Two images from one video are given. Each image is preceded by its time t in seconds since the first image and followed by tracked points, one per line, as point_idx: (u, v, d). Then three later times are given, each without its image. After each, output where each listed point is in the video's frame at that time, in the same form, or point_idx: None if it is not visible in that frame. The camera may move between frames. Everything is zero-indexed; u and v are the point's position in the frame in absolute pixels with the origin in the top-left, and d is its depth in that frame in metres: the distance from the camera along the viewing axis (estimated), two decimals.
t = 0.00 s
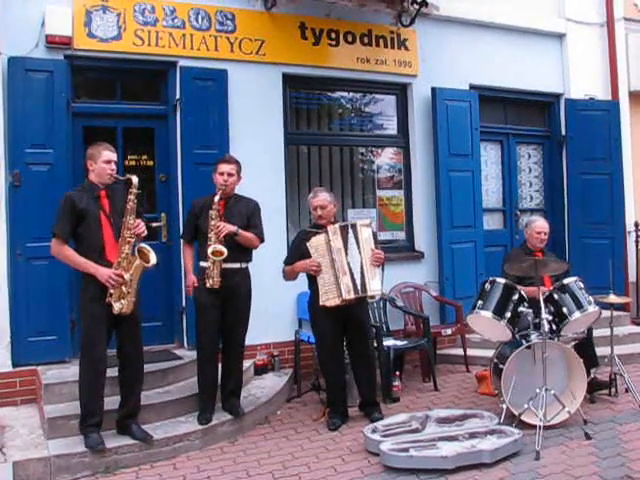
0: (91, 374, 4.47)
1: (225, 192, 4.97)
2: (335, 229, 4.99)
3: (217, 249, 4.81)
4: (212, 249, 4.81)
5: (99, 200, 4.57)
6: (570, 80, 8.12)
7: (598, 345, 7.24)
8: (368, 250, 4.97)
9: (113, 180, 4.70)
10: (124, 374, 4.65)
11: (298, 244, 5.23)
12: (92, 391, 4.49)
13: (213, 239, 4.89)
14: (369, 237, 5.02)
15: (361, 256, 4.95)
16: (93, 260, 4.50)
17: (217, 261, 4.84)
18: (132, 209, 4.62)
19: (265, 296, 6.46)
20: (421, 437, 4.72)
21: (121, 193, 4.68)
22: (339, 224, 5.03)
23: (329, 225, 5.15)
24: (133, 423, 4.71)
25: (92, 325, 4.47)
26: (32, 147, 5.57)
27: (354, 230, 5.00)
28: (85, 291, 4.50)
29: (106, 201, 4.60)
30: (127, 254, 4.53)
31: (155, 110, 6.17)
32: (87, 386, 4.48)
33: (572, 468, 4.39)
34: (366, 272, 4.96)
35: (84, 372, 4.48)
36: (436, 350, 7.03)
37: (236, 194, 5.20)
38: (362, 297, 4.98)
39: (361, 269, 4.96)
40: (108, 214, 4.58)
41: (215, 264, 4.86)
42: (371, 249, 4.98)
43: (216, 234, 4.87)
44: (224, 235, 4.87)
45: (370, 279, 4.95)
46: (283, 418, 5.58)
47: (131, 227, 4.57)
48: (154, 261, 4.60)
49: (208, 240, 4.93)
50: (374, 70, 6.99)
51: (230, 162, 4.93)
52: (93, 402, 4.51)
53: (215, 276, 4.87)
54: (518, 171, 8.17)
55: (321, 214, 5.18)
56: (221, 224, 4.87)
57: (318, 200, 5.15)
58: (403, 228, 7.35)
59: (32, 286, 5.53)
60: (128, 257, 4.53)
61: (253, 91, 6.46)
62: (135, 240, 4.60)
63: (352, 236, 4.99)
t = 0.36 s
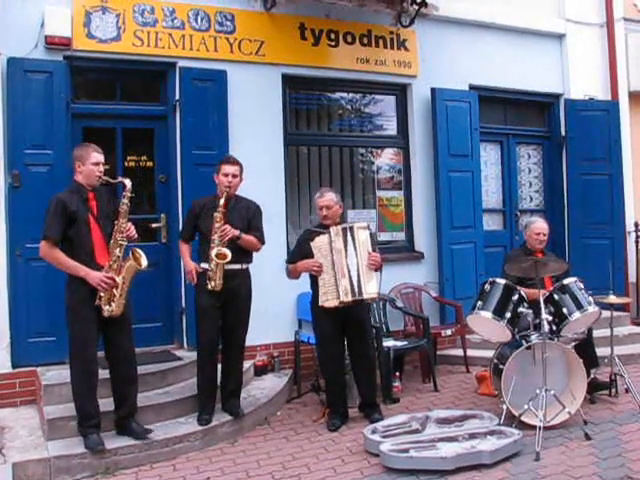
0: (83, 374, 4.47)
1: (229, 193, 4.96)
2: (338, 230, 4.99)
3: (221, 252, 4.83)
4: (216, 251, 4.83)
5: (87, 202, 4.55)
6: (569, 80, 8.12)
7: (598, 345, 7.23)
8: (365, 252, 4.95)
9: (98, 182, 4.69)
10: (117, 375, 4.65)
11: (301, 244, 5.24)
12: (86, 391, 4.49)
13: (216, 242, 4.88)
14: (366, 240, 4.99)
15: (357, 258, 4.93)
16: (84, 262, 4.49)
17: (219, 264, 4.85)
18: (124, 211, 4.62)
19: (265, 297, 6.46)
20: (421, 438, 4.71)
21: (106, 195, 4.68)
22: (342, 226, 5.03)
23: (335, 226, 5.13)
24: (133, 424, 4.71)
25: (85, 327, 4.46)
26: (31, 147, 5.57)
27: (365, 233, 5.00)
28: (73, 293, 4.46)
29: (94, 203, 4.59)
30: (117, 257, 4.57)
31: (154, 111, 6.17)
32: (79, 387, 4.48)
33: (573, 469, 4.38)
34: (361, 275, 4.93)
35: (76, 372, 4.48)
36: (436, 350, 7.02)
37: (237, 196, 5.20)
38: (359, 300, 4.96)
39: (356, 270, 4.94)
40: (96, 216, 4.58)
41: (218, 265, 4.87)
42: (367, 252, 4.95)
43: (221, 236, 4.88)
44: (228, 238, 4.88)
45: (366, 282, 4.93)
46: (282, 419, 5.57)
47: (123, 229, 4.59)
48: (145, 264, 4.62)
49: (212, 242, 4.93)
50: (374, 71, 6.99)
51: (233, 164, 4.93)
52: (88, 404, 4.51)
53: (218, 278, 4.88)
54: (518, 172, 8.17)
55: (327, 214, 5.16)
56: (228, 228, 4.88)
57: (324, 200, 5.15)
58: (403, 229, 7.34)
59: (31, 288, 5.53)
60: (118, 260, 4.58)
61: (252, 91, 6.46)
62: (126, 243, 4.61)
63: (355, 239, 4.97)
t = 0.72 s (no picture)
0: (82, 373, 4.48)
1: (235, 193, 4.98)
2: (348, 229, 4.98)
3: (232, 253, 4.84)
4: (227, 253, 4.84)
5: (83, 201, 4.55)
6: (570, 78, 8.12)
7: (599, 344, 7.23)
8: (374, 256, 4.93)
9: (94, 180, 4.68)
10: (115, 374, 4.66)
11: (311, 238, 5.27)
12: (85, 390, 4.49)
13: (225, 242, 4.92)
14: (378, 244, 4.97)
15: (365, 260, 4.91)
16: (80, 261, 4.48)
17: (227, 265, 4.86)
18: (121, 209, 4.61)
19: (266, 295, 6.46)
20: (421, 436, 4.71)
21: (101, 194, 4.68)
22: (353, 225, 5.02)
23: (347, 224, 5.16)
24: (136, 421, 4.72)
25: (84, 326, 4.47)
26: (32, 145, 5.57)
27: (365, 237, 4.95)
28: (70, 292, 4.46)
29: (89, 201, 4.59)
30: (114, 255, 4.56)
31: (155, 109, 6.16)
32: (78, 386, 4.48)
33: (573, 467, 4.38)
34: (365, 278, 4.91)
35: (74, 371, 4.48)
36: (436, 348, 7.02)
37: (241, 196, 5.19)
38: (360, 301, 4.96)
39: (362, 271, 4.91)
40: (92, 214, 4.57)
41: (225, 268, 4.88)
42: (375, 256, 4.93)
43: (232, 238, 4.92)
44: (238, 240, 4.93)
45: (369, 287, 4.90)
46: (283, 417, 5.57)
47: (120, 227, 4.59)
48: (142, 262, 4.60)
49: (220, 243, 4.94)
50: (375, 69, 6.99)
51: (240, 164, 4.93)
52: (89, 402, 4.51)
53: (221, 278, 4.88)
54: (519, 170, 8.16)
55: (339, 211, 5.17)
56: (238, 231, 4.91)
57: (338, 196, 5.16)
58: (403, 227, 7.34)
59: (31, 286, 5.53)
60: (115, 258, 4.57)
61: (253, 89, 6.45)
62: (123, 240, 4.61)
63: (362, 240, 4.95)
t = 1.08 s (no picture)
0: (77, 375, 4.47)
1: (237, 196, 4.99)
2: (355, 230, 4.97)
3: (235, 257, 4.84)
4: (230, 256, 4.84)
5: (82, 203, 4.55)
6: (569, 79, 8.13)
7: (598, 345, 7.23)
8: (385, 262, 4.93)
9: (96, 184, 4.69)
10: (111, 376, 4.65)
11: (318, 236, 5.25)
12: (81, 392, 4.48)
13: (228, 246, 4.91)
14: (391, 249, 4.97)
15: (375, 263, 4.92)
16: (75, 264, 4.49)
17: (229, 267, 4.87)
18: (120, 214, 4.61)
19: (266, 296, 6.46)
20: (421, 437, 4.71)
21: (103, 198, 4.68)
22: (361, 227, 5.02)
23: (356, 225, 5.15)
24: (136, 423, 4.72)
25: (79, 329, 4.46)
26: (31, 147, 5.58)
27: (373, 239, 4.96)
28: (65, 295, 4.47)
29: (89, 204, 4.59)
30: (111, 259, 4.54)
31: (154, 111, 6.16)
32: (73, 388, 4.47)
33: (572, 468, 4.38)
34: (373, 282, 4.92)
35: (70, 373, 4.47)
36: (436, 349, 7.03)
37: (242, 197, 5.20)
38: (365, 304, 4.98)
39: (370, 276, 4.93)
40: (91, 218, 4.57)
41: (227, 270, 4.88)
42: (386, 261, 4.93)
43: (234, 242, 4.91)
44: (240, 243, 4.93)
45: (376, 291, 4.92)
46: (282, 418, 5.57)
47: (117, 231, 4.57)
48: (139, 267, 4.58)
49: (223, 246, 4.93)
50: (374, 70, 7.00)
51: (242, 167, 4.94)
52: (86, 404, 4.51)
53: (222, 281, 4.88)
54: (517, 171, 8.17)
55: (348, 212, 5.17)
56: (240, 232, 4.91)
57: (347, 197, 5.16)
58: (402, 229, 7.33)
59: (30, 288, 5.52)
60: (112, 262, 4.54)
61: (252, 91, 6.46)
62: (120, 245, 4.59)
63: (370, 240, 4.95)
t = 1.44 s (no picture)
0: (80, 375, 4.47)
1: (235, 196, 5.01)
2: (362, 234, 4.96)
3: (228, 253, 4.84)
4: (222, 253, 4.85)
5: (89, 202, 4.56)
6: (571, 84, 8.13)
7: (598, 350, 7.24)
8: (396, 268, 4.93)
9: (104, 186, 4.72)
10: (113, 377, 4.64)
11: (325, 239, 5.22)
12: (83, 392, 4.48)
13: (223, 243, 4.89)
14: (403, 256, 4.94)
15: (387, 268, 4.93)
16: (78, 261, 4.48)
17: (224, 266, 4.86)
18: (126, 214, 4.62)
19: (267, 298, 6.47)
20: (420, 440, 4.71)
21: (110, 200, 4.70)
22: (370, 231, 5.00)
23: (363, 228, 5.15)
24: (133, 425, 4.72)
25: (79, 329, 4.47)
26: (33, 147, 5.59)
27: (385, 243, 4.95)
28: (66, 293, 4.48)
29: (96, 204, 4.60)
30: (113, 257, 4.55)
31: (157, 112, 6.17)
32: (75, 388, 4.48)
33: (572, 473, 4.39)
34: (385, 285, 4.94)
35: (72, 373, 4.48)
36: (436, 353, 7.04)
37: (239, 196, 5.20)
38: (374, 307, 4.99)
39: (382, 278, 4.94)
40: (97, 217, 4.57)
41: (222, 266, 4.86)
42: (398, 267, 4.94)
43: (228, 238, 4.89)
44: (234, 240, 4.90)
45: (386, 294, 4.93)
46: (282, 420, 5.57)
47: (122, 231, 4.58)
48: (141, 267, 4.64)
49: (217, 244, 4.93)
50: (376, 74, 7.01)
51: (236, 166, 4.95)
52: (86, 404, 4.51)
53: (221, 280, 4.88)
54: (519, 176, 8.17)
55: (356, 215, 5.17)
56: (233, 229, 4.90)
57: (355, 200, 5.15)
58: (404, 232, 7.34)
59: (31, 287, 5.53)
60: (114, 260, 4.56)
61: (255, 93, 6.47)
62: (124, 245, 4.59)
63: (379, 243, 4.94)
